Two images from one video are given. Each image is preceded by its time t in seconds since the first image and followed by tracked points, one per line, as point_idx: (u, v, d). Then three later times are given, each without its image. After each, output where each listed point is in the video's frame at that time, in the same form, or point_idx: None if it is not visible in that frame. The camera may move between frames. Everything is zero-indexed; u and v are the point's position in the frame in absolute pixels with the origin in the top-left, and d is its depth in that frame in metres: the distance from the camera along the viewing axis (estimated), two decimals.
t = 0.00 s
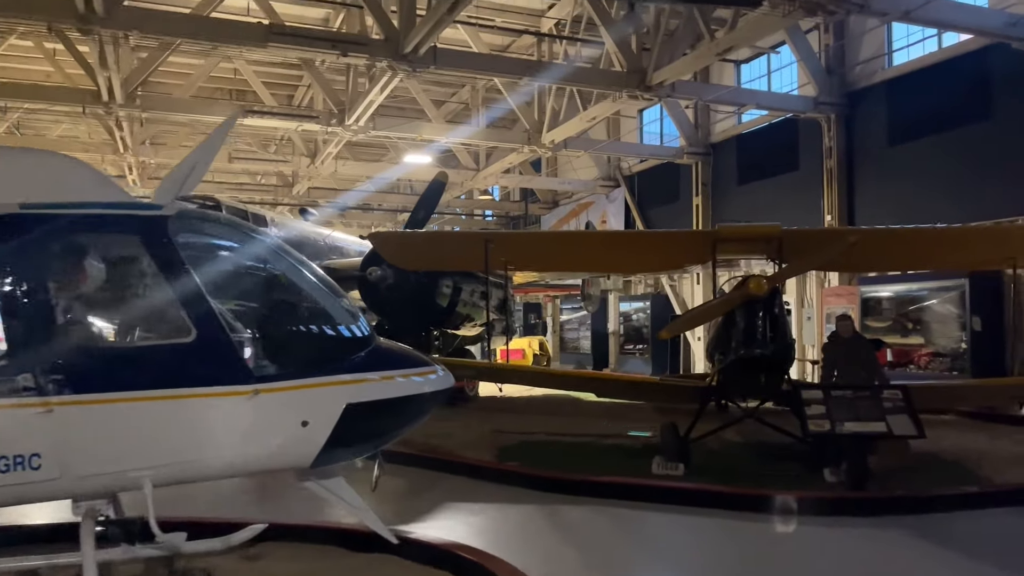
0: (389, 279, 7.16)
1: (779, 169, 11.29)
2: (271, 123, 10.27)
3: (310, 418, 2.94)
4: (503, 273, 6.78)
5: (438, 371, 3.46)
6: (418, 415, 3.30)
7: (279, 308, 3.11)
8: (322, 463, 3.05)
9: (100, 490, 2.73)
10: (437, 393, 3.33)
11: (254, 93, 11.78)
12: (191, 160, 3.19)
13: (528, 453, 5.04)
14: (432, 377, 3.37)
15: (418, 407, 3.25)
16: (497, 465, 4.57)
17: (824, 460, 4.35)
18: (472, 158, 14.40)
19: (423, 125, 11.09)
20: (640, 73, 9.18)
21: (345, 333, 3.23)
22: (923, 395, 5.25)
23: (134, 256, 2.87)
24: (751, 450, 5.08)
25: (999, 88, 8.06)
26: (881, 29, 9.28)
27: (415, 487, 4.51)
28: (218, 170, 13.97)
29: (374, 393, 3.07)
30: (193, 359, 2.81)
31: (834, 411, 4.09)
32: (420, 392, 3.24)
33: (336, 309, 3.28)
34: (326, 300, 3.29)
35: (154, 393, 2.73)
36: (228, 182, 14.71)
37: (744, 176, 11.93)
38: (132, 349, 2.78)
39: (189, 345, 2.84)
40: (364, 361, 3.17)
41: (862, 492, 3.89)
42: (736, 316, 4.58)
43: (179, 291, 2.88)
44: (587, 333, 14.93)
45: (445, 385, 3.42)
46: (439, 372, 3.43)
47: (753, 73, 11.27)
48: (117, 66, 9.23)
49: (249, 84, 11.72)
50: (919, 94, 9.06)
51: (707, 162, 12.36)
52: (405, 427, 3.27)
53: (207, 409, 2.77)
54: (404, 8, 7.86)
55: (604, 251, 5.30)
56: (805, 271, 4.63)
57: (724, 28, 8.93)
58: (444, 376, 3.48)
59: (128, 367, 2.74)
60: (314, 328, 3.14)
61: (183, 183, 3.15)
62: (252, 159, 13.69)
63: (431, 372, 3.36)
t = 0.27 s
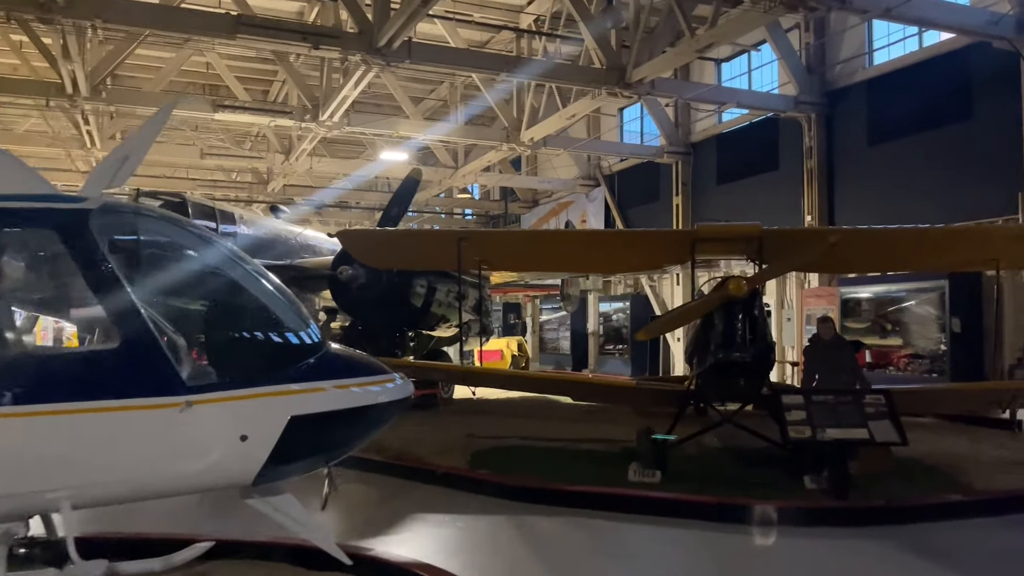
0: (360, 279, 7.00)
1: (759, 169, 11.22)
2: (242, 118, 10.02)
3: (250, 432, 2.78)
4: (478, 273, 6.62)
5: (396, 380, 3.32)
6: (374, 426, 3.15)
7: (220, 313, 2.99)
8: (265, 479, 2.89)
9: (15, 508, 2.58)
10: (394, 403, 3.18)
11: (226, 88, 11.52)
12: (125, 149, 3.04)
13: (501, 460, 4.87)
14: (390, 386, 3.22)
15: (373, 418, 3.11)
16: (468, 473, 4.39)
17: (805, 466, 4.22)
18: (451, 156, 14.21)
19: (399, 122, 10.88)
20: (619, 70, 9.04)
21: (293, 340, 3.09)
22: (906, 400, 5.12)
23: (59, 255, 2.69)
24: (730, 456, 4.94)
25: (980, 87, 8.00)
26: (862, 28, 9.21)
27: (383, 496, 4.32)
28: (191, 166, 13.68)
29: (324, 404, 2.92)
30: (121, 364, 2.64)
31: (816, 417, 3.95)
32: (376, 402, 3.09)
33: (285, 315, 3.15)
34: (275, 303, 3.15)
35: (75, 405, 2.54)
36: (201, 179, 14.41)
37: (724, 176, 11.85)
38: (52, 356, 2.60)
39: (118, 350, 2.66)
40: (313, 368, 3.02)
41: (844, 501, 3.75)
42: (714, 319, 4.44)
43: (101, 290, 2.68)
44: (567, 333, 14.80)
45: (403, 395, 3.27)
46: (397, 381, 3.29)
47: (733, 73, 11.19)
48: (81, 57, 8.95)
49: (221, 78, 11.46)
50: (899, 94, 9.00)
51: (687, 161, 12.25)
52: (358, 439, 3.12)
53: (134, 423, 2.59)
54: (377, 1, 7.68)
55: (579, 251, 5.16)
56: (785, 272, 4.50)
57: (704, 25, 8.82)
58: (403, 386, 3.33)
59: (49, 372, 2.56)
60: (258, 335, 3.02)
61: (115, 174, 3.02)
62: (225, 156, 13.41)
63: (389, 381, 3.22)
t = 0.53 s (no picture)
0: (333, 278, 6.81)
1: (740, 169, 11.14)
2: (214, 113, 9.78)
3: (189, 440, 2.61)
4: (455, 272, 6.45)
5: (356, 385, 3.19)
6: (332, 432, 3.01)
7: (165, 309, 2.78)
8: (207, 490, 2.73)
9: None
10: (352, 408, 3.05)
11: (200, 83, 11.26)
12: (60, 126, 2.69)
13: (476, 466, 4.70)
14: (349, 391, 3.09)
15: (329, 423, 2.97)
16: (441, 480, 4.21)
17: (789, 471, 4.09)
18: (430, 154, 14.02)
19: (376, 119, 10.70)
20: (600, 67, 8.91)
21: (244, 342, 2.91)
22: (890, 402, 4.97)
23: None
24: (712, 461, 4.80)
25: (962, 87, 7.95)
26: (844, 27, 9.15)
27: (350, 505, 4.13)
28: (163, 162, 13.38)
29: (275, 409, 2.77)
30: (45, 369, 2.44)
31: (800, 420, 3.82)
32: (331, 407, 2.96)
33: (238, 315, 2.96)
34: (225, 301, 2.95)
35: None
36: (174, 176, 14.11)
37: (706, 176, 11.76)
38: None
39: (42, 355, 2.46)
40: (264, 370, 2.88)
41: (830, 508, 3.62)
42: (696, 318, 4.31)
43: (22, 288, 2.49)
44: (547, 334, 14.65)
45: (363, 400, 3.14)
46: (356, 385, 3.15)
47: (714, 72, 11.10)
48: (46, 49, 8.68)
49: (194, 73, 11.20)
50: (881, 94, 8.94)
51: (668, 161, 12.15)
52: (314, 446, 2.98)
53: (60, 432, 2.40)
54: None
55: (558, 248, 5.00)
56: (769, 270, 4.37)
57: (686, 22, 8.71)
58: (364, 390, 3.21)
59: None
60: (202, 335, 2.82)
61: (45, 159, 2.71)
62: (199, 153, 13.12)
63: (347, 385, 3.09)
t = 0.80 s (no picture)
0: (306, 275, 6.64)
1: (724, 168, 11.02)
2: (187, 106, 9.52)
3: (113, 457, 2.40)
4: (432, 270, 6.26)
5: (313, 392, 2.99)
6: (285, 444, 2.81)
7: (101, 313, 2.59)
8: (136, 509, 2.52)
9: None
10: (307, 417, 2.84)
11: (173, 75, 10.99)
12: None
13: (451, 472, 4.51)
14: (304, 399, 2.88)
15: (280, 434, 2.76)
16: (413, 488, 4.03)
17: (776, 478, 3.94)
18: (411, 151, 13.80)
19: (355, 114, 10.48)
20: (582, 62, 8.75)
21: (183, 347, 2.71)
22: (878, 405, 4.84)
23: None
24: (696, 466, 4.65)
25: (948, 85, 7.86)
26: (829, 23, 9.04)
27: (318, 515, 3.93)
28: (136, 157, 13.07)
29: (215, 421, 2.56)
30: None
31: (788, 426, 3.66)
32: (283, 418, 2.75)
33: (181, 321, 2.76)
34: (172, 311, 2.75)
35: None
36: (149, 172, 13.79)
37: (689, 174, 11.64)
38: None
39: None
40: (206, 375, 2.67)
41: (818, 517, 3.48)
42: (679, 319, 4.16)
43: None
44: (529, 334, 14.47)
45: (320, 409, 2.94)
46: (312, 394, 2.94)
47: (698, 69, 10.98)
48: (11, 38, 8.39)
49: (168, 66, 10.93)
50: (867, 92, 8.84)
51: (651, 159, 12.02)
52: (263, 459, 2.77)
53: None
54: None
55: (537, 246, 4.83)
56: (755, 269, 4.23)
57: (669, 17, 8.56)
58: (322, 398, 3.00)
59: None
60: (140, 340, 2.62)
61: None
62: (173, 147, 12.83)
63: (302, 393, 2.88)
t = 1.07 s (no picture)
0: (274, 278, 6.37)
1: (704, 169, 10.91)
2: (154, 105, 9.24)
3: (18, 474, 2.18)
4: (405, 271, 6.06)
5: (252, 402, 2.80)
6: (222, 458, 2.62)
7: (22, 317, 2.37)
8: (43, 532, 2.30)
9: None
10: (246, 428, 2.66)
11: (143, 73, 10.71)
12: None
13: (422, 482, 4.32)
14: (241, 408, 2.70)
15: (216, 447, 2.58)
16: (381, 500, 3.82)
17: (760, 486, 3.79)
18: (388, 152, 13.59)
19: (329, 113, 10.26)
20: (560, 59, 8.59)
21: (102, 355, 2.49)
22: (863, 409, 4.70)
23: None
24: (676, 473, 4.48)
25: (929, 84, 7.79)
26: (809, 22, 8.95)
27: (279, 529, 3.71)
28: (105, 157, 12.74)
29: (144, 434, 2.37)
30: None
31: (772, 433, 3.50)
32: (217, 429, 2.56)
33: (107, 329, 2.56)
34: (99, 319, 2.54)
35: None
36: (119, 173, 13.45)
37: (669, 175, 11.52)
38: None
39: None
40: (129, 382, 2.46)
41: (804, 527, 3.32)
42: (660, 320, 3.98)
43: None
44: (509, 338, 14.29)
45: (259, 419, 2.76)
46: (251, 404, 2.76)
47: (679, 70, 10.87)
48: None
49: (136, 63, 10.64)
50: (846, 91, 8.76)
51: (631, 161, 11.90)
52: (199, 474, 2.58)
53: None
54: None
55: (512, 246, 4.64)
56: (737, 268, 4.08)
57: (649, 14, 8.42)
58: (261, 407, 2.82)
59: None
60: (70, 351, 2.41)
61: None
62: (143, 148, 12.52)
63: (239, 403, 2.70)
